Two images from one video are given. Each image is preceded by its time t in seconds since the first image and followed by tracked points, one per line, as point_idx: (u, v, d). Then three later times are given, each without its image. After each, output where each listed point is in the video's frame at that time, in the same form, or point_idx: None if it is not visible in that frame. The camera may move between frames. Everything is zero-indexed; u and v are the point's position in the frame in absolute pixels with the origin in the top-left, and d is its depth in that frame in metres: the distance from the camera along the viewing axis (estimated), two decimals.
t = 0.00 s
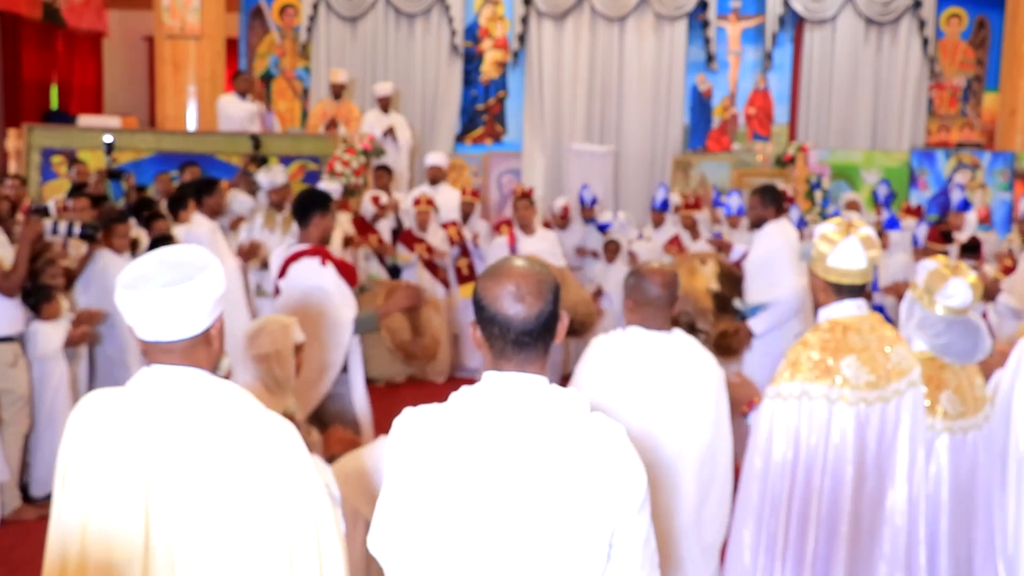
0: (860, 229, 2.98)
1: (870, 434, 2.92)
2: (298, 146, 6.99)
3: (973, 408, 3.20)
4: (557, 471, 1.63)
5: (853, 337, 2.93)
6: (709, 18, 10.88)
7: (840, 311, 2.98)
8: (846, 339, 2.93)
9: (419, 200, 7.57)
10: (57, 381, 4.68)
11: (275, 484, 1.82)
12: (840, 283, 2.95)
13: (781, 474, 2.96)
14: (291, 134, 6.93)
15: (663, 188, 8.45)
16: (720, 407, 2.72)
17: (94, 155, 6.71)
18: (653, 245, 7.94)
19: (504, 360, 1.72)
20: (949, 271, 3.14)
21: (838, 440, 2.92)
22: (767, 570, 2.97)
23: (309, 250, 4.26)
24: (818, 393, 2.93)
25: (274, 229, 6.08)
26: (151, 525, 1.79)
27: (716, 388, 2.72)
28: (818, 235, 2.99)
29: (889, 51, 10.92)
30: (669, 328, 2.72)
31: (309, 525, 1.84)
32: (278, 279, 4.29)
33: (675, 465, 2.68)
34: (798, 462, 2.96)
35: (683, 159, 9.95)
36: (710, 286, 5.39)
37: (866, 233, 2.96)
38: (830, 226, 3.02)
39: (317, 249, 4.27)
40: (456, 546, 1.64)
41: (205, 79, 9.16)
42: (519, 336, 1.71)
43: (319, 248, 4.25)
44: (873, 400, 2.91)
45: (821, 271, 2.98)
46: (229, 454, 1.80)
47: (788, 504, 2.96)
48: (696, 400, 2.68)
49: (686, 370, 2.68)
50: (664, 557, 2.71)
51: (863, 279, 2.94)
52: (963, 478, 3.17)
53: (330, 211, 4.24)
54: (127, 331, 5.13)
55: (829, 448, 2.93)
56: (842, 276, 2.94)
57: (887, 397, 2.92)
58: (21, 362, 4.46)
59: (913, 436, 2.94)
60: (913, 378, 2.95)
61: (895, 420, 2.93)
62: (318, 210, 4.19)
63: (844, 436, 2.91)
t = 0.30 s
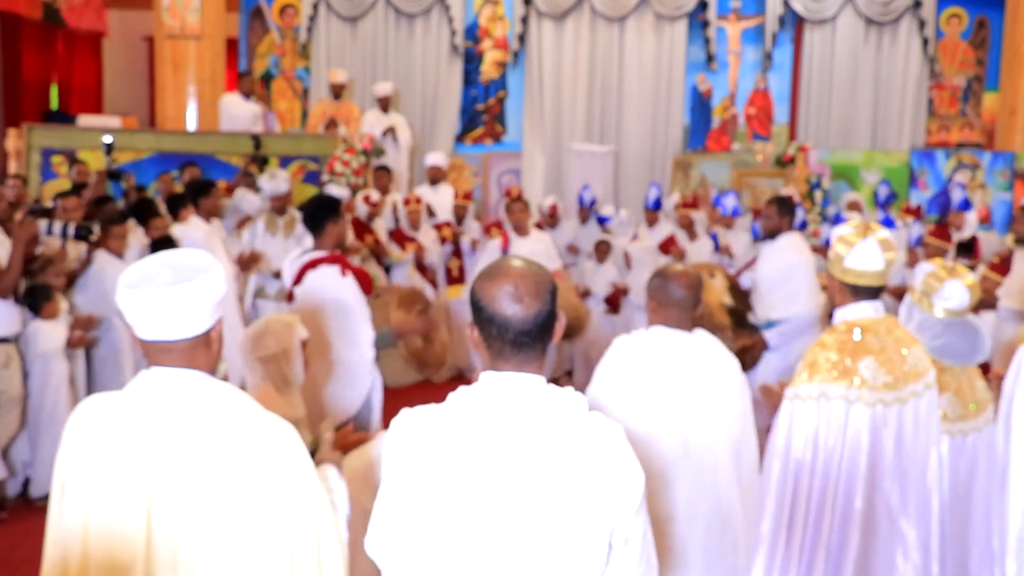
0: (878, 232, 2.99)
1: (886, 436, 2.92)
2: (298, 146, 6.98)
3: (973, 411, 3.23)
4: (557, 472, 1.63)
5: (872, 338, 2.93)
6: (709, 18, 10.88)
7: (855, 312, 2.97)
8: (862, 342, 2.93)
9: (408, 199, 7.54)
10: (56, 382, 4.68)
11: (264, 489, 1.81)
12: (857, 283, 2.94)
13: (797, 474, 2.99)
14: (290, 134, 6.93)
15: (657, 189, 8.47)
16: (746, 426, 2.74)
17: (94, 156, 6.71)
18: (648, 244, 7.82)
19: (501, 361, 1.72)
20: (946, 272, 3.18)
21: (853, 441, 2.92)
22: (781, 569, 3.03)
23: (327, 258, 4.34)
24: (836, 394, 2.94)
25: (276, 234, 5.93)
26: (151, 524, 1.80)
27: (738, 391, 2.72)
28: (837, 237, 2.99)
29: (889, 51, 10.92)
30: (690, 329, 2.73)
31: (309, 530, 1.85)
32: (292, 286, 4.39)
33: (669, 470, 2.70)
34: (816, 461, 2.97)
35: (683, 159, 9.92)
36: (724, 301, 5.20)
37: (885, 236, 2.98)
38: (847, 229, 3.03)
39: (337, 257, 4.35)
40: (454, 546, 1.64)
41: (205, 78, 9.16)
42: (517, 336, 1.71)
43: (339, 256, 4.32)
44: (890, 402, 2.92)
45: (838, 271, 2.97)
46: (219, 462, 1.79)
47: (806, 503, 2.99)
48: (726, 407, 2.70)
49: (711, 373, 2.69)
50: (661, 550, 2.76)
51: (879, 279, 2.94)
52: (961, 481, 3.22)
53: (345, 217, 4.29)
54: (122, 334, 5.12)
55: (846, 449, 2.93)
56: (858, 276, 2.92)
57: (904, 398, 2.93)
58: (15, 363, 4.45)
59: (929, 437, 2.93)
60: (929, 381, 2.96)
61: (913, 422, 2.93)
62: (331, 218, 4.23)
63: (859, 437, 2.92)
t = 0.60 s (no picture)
0: (874, 229, 2.98)
1: (877, 434, 2.93)
2: (298, 146, 6.93)
3: (988, 408, 3.22)
4: (555, 469, 1.63)
5: (864, 334, 2.91)
6: (709, 18, 10.89)
7: (850, 310, 2.94)
8: (855, 338, 2.92)
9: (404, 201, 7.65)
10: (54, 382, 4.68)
11: (286, 483, 1.82)
12: (852, 281, 2.92)
13: (789, 468, 2.99)
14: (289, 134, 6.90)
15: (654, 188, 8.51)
16: (736, 419, 2.76)
17: (94, 156, 6.70)
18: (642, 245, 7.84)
19: (500, 360, 1.71)
20: (961, 270, 3.18)
21: (844, 439, 2.92)
22: (784, 568, 3.01)
23: (347, 256, 4.38)
24: (827, 390, 2.93)
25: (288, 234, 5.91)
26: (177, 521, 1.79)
27: (728, 385, 2.74)
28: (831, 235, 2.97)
29: (889, 51, 10.91)
30: (683, 326, 2.73)
31: (330, 529, 1.85)
32: (309, 284, 4.40)
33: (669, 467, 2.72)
34: (804, 456, 2.97)
35: (683, 159, 9.91)
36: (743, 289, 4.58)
37: (881, 233, 2.97)
38: (844, 225, 3.02)
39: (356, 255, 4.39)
40: (444, 544, 1.64)
41: (205, 78, 9.16)
42: (515, 336, 1.71)
43: (358, 255, 4.37)
44: (882, 398, 2.92)
45: (834, 269, 2.94)
46: (245, 456, 1.80)
47: (801, 502, 2.98)
48: (715, 413, 2.72)
49: (702, 368, 2.70)
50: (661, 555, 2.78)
51: (875, 278, 2.92)
52: (975, 481, 3.24)
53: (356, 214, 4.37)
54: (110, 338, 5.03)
55: (836, 445, 2.93)
56: (854, 273, 2.91)
57: (896, 396, 2.93)
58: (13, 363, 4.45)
59: (921, 435, 2.95)
60: (922, 378, 2.96)
61: (904, 419, 2.94)
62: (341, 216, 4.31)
63: (851, 435, 2.92)
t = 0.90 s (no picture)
0: (861, 233, 2.98)
1: (875, 436, 2.95)
2: (298, 146, 6.91)
3: (1010, 406, 3.24)
4: (551, 471, 1.63)
5: (861, 339, 2.93)
6: (709, 18, 10.88)
7: (846, 314, 2.96)
8: (852, 342, 2.93)
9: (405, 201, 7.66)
10: (52, 383, 4.67)
11: (310, 493, 1.83)
12: (845, 285, 2.93)
13: (794, 465, 2.97)
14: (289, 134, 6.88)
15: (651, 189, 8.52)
16: (734, 420, 2.75)
17: (94, 156, 6.68)
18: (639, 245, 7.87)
19: (501, 360, 1.71)
20: (979, 273, 3.16)
21: (845, 439, 2.93)
22: (788, 572, 2.99)
23: (360, 263, 4.23)
24: (825, 395, 2.94)
25: (283, 234, 5.84)
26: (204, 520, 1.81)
27: (732, 388, 2.74)
28: (820, 240, 2.98)
29: (889, 51, 10.92)
30: (684, 327, 2.73)
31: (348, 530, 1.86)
32: (320, 291, 4.25)
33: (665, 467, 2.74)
34: (806, 459, 2.97)
35: (683, 159, 9.90)
36: (755, 300, 4.54)
37: (869, 236, 2.97)
38: (831, 231, 3.02)
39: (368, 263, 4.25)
40: (440, 549, 1.65)
41: (205, 78, 9.16)
42: (517, 336, 1.71)
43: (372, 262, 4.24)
44: (880, 402, 2.94)
45: (825, 274, 2.96)
46: (274, 466, 1.81)
47: (802, 503, 2.96)
48: (716, 401, 2.72)
49: (703, 369, 2.71)
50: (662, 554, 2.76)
51: (867, 280, 2.93)
52: (1001, 479, 3.24)
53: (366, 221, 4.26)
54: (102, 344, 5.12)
55: (836, 447, 2.94)
56: (845, 279, 2.92)
57: (894, 399, 2.96)
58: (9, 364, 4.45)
59: (919, 435, 2.99)
60: (919, 381, 3.00)
61: (902, 421, 2.97)
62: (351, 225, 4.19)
63: (851, 436, 2.93)
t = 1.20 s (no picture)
0: (883, 229, 3.01)
1: (891, 432, 2.93)
2: (299, 146, 6.91)
3: (1011, 406, 3.24)
4: (551, 468, 1.63)
5: (877, 334, 2.94)
6: (709, 18, 10.89)
7: (863, 311, 2.98)
8: (869, 337, 2.94)
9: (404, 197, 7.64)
10: (52, 383, 4.68)
11: (328, 490, 1.78)
12: (864, 281, 2.96)
13: (799, 471, 2.99)
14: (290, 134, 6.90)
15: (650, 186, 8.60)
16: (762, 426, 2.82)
17: (95, 156, 6.71)
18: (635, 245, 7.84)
19: (500, 360, 1.71)
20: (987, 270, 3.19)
21: (860, 439, 2.94)
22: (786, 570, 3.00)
23: (371, 259, 4.24)
24: (840, 390, 2.95)
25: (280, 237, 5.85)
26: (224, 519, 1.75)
27: (757, 388, 2.80)
28: (843, 235, 3.02)
29: (889, 52, 10.92)
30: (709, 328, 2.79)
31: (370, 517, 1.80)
32: (331, 287, 4.25)
33: (675, 472, 2.75)
34: (819, 460, 2.98)
35: (684, 159, 9.90)
36: (769, 293, 4.32)
37: (892, 233, 3.00)
38: (855, 226, 3.07)
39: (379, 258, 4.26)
40: (443, 547, 1.65)
41: (205, 78, 9.16)
42: (516, 336, 1.71)
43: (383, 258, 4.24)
44: (895, 398, 2.93)
45: (845, 270, 2.99)
46: (289, 460, 1.76)
47: (810, 500, 2.99)
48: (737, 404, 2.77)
49: (726, 370, 2.76)
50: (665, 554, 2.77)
51: (886, 278, 2.96)
52: (1004, 478, 3.22)
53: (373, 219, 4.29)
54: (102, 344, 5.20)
55: (851, 445, 2.95)
56: (866, 275, 2.95)
57: (910, 395, 2.94)
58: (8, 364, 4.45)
59: (936, 431, 2.95)
60: (936, 377, 2.96)
61: (916, 419, 2.95)
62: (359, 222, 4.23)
63: (866, 436, 2.93)
